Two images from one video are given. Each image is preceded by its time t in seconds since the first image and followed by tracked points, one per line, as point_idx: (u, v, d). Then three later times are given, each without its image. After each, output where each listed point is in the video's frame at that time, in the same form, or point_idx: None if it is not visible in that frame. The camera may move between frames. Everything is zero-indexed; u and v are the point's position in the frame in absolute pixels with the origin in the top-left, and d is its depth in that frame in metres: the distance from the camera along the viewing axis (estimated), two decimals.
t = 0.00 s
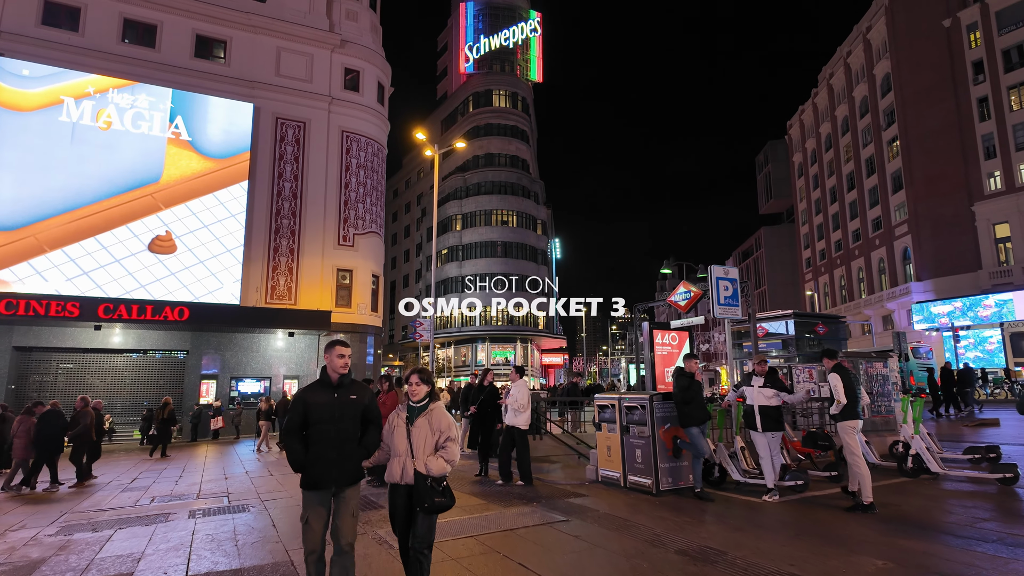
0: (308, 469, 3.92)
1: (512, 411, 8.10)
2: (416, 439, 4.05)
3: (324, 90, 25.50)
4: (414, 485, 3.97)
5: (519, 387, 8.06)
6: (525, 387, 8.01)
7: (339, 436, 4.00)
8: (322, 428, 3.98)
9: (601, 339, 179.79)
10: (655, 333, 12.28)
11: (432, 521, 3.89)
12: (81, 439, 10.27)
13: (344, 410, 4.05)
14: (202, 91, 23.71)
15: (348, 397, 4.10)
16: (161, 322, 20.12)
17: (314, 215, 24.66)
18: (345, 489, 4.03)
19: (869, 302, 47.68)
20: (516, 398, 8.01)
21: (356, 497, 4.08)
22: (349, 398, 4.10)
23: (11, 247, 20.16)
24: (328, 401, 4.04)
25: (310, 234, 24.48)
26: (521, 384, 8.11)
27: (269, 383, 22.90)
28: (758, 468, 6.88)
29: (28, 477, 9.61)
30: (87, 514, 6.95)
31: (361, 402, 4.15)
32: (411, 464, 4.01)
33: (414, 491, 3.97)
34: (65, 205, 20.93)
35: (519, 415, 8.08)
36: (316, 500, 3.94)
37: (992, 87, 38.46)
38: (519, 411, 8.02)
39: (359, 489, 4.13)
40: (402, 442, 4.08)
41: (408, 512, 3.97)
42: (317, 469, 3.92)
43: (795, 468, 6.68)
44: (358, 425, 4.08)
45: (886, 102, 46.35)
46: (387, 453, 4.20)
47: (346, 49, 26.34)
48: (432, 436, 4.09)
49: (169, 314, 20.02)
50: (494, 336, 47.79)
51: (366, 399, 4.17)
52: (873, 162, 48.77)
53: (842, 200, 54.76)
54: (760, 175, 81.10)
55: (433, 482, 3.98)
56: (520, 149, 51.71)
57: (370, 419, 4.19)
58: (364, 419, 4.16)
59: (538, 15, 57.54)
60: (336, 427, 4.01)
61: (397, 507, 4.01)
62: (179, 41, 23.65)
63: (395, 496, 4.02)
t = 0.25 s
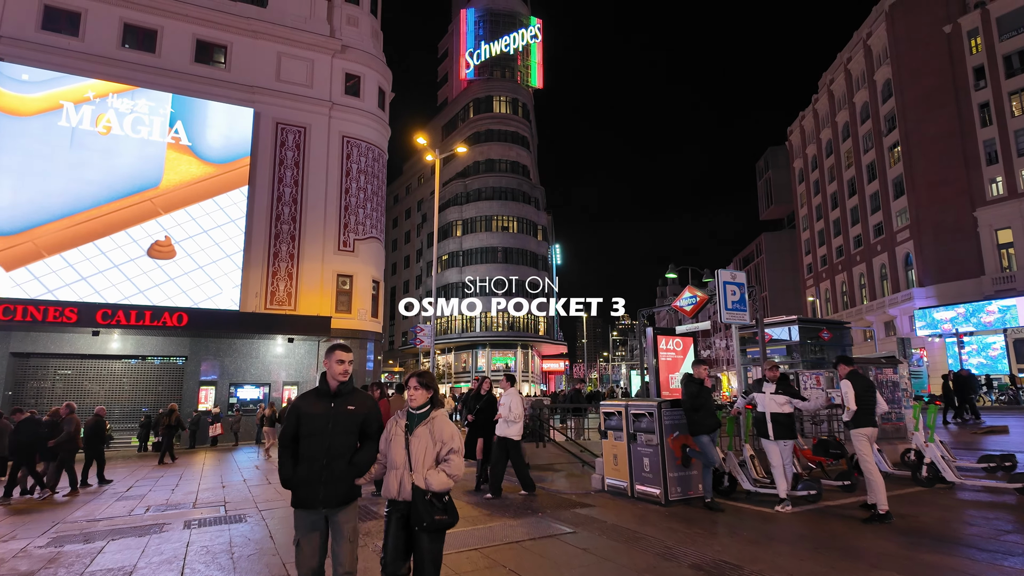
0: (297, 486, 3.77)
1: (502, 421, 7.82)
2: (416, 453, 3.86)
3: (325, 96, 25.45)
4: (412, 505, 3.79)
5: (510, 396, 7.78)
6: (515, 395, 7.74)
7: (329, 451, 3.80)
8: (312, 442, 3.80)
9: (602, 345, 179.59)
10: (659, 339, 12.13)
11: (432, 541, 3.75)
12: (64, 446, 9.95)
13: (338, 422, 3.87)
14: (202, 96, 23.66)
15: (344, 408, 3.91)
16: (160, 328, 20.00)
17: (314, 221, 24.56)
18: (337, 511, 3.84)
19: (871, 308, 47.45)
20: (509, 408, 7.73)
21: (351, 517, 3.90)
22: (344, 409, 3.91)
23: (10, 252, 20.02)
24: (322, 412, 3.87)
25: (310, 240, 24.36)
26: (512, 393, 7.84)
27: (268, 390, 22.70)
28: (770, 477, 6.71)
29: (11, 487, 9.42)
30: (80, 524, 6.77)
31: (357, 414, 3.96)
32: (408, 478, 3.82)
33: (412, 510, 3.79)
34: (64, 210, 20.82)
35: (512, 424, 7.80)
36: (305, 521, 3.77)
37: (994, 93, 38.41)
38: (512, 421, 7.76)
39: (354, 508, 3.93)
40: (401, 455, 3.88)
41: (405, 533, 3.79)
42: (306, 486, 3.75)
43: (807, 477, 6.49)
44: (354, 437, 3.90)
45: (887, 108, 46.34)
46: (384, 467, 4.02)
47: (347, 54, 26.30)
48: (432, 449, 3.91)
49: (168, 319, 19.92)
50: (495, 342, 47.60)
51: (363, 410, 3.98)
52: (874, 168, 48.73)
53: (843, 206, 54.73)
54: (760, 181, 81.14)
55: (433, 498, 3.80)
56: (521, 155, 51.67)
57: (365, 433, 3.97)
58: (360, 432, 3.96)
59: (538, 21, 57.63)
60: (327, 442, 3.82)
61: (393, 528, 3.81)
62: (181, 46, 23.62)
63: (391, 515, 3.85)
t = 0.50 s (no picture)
0: (283, 503, 3.57)
1: (499, 428, 7.54)
2: (415, 472, 3.67)
3: (326, 102, 25.39)
4: (411, 528, 3.60)
5: (504, 402, 7.55)
6: (510, 399, 7.49)
7: (318, 466, 3.58)
8: (301, 454, 3.61)
9: (603, 353, 179.18)
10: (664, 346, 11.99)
11: (432, 569, 3.54)
12: (46, 455, 9.74)
13: (329, 433, 3.65)
14: (203, 102, 23.60)
15: (335, 418, 3.70)
16: (158, 335, 19.86)
17: (315, 227, 24.44)
18: (323, 535, 3.56)
19: (873, 315, 47.23)
20: (507, 413, 7.48)
21: (343, 541, 3.65)
22: (335, 420, 3.69)
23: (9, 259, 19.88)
24: (312, 422, 3.67)
25: (310, 246, 24.23)
26: (506, 398, 7.61)
27: (267, 397, 22.42)
28: (782, 488, 6.53)
29: None
30: (72, 537, 6.57)
31: (349, 424, 3.73)
32: (408, 500, 3.62)
33: (412, 536, 3.60)
34: (63, 216, 20.68)
35: (509, 431, 7.50)
36: (290, 542, 3.56)
37: (995, 100, 38.32)
38: (510, 427, 7.48)
39: (346, 528, 3.70)
40: (398, 474, 3.70)
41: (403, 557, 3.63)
42: (292, 505, 3.54)
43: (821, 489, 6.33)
44: (347, 451, 3.68)
45: (888, 115, 46.30)
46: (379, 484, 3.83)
47: (348, 61, 26.26)
48: (433, 467, 3.74)
49: (167, 326, 19.78)
50: (495, 349, 47.39)
51: (356, 421, 3.75)
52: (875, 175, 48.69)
53: (844, 213, 54.63)
54: (760, 188, 81.16)
55: (435, 524, 3.63)
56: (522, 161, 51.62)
57: (358, 448, 3.74)
58: (353, 446, 3.74)
59: (538, 28, 57.72)
60: (316, 456, 3.60)
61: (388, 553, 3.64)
62: (181, 53, 23.58)
63: (384, 537, 3.69)
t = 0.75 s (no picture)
0: (249, 535, 3.17)
1: (496, 441, 7.31)
2: (396, 501, 3.15)
3: (326, 109, 25.33)
4: (390, 567, 3.09)
5: (498, 413, 7.40)
6: (504, 410, 7.31)
7: (287, 491, 3.13)
8: (269, 481, 3.18)
9: (604, 360, 178.84)
10: (668, 353, 11.81)
11: None
12: (24, 464, 9.54)
13: (299, 454, 3.20)
14: (203, 109, 23.54)
15: (306, 438, 3.24)
16: (157, 342, 19.69)
17: (314, 234, 24.31)
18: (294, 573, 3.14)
19: (875, 322, 47.04)
20: (502, 424, 7.30)
21: None
22: (306, 439, 3.24)
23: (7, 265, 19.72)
24: (281, 443, 3.24)
25: (310, 252, 24.11)
26: (499, 409, 7.47)
27: (266, 405, 22.25)
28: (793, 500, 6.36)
29: None
30: (63, 549, 6.40)
31: (322, 445, 3.26)
32: (385, 534, 3.10)
33: None
34: (62, 223, 20.55)
35: (502, 443, 7.27)
36: None
37: (996, 107, 38.24)
38: (505, 440, 7.28)
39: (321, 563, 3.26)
40: (378, 505, 3.16)
41: None
42: (259, 539, 3.13)
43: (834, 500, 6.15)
44: (320, 474, 3.21)
45: (888, 122, 46.29)
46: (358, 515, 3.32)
47: (349, 67, 26.21)
48: (418, 497, 3.21)
49: (165, 333, 19.62)
50: (496, 356, 47.17)
51: (329, 441, 3.28)
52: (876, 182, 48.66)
53: (845, 220, 54.56)
54: (761, 195, 81.19)
55: (416, 563, 3.12)
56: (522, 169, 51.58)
57: (331, 472, 3.27)
58: (327, 469, 3.27)
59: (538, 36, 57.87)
60: (285, 481, 3.15)
61: None
62: (182, 59, 23.55)
63: None
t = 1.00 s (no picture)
0: (185, 557, 2.89)
1: (486, 452, 7.10)
2: (358, 522, 2.88)
3: (326, 116, 25.27)
4: None
5: (491, 422, 7.15)
6: (498, 419, 7.09)
7: (235, 508, 2.93)
8: (212, 498, 2.97)
9: (605, 368, 178.24)
10: (673, 360, 11.63)
11: None
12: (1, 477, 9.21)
13: (243, 467, 3.00)
14: (204, 116, 23.50)
15: (251, 447, 3.05)
16: (155, 350, 19.54)
17: (314, 241, 24.17)
18: None
19: (878, 330, 46.80)
20: (493, 435, 7.06)
21: None
22: (250, 449, 3.04)
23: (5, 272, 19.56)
24: (223, 455, 3.04)
25: (310, 259, 23.95)
26: (492, 418, 7.22)
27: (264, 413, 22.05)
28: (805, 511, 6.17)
29: None
30: (51, 563, 6.22)
31: (269, 455, 3.06)
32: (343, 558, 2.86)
33: None
34: (60, 229, 20.40)
35: (494, 455, 7.05)
36: None
37: (997, 114, 38.14)
38: (496, 451, 7.05)
39: None
40: (338, 525, 2.93)
41: None
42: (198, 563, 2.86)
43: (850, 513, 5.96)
44: (270, 490, 3.02)
45: (890, 129, 46.21)
46: (318, 535, 3.11)
47: (349, 74, 26.15)
48: (382, 514, 2.93)
49: (163, 341, 19.43)
50: (496, 363, 46.91)
51: (277, 452, 3.07)
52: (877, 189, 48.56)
53: (847, 227, 54.43)
54: (762, 203, 81.12)
55: None
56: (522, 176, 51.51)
57: (283, 489, 3.08)
58: (279, 484, 3.08)
59: (539, 44, 57.95)
60: (231, 497, 2.96)
61: None
62: (182, 66, 23.52)
63: None
